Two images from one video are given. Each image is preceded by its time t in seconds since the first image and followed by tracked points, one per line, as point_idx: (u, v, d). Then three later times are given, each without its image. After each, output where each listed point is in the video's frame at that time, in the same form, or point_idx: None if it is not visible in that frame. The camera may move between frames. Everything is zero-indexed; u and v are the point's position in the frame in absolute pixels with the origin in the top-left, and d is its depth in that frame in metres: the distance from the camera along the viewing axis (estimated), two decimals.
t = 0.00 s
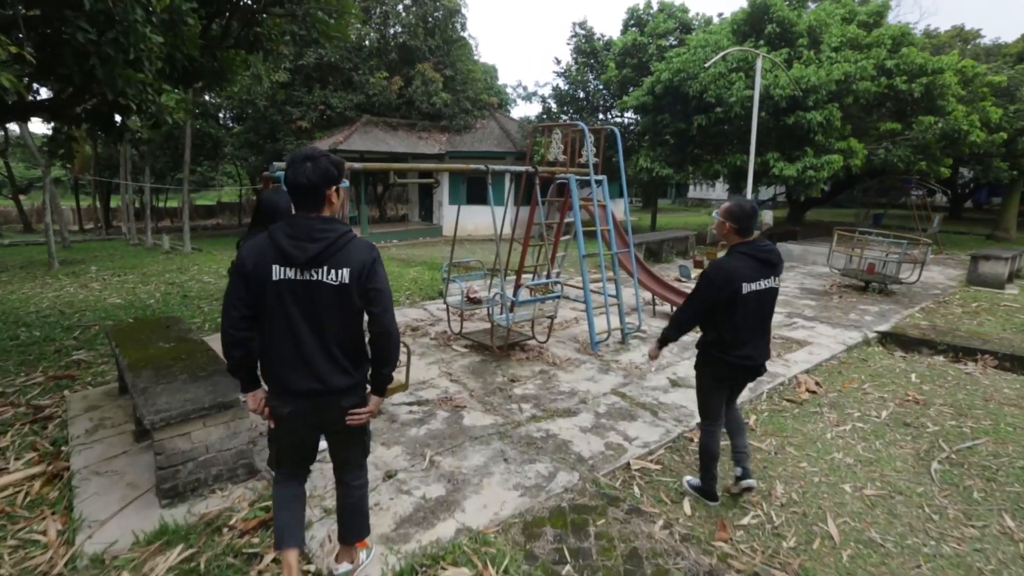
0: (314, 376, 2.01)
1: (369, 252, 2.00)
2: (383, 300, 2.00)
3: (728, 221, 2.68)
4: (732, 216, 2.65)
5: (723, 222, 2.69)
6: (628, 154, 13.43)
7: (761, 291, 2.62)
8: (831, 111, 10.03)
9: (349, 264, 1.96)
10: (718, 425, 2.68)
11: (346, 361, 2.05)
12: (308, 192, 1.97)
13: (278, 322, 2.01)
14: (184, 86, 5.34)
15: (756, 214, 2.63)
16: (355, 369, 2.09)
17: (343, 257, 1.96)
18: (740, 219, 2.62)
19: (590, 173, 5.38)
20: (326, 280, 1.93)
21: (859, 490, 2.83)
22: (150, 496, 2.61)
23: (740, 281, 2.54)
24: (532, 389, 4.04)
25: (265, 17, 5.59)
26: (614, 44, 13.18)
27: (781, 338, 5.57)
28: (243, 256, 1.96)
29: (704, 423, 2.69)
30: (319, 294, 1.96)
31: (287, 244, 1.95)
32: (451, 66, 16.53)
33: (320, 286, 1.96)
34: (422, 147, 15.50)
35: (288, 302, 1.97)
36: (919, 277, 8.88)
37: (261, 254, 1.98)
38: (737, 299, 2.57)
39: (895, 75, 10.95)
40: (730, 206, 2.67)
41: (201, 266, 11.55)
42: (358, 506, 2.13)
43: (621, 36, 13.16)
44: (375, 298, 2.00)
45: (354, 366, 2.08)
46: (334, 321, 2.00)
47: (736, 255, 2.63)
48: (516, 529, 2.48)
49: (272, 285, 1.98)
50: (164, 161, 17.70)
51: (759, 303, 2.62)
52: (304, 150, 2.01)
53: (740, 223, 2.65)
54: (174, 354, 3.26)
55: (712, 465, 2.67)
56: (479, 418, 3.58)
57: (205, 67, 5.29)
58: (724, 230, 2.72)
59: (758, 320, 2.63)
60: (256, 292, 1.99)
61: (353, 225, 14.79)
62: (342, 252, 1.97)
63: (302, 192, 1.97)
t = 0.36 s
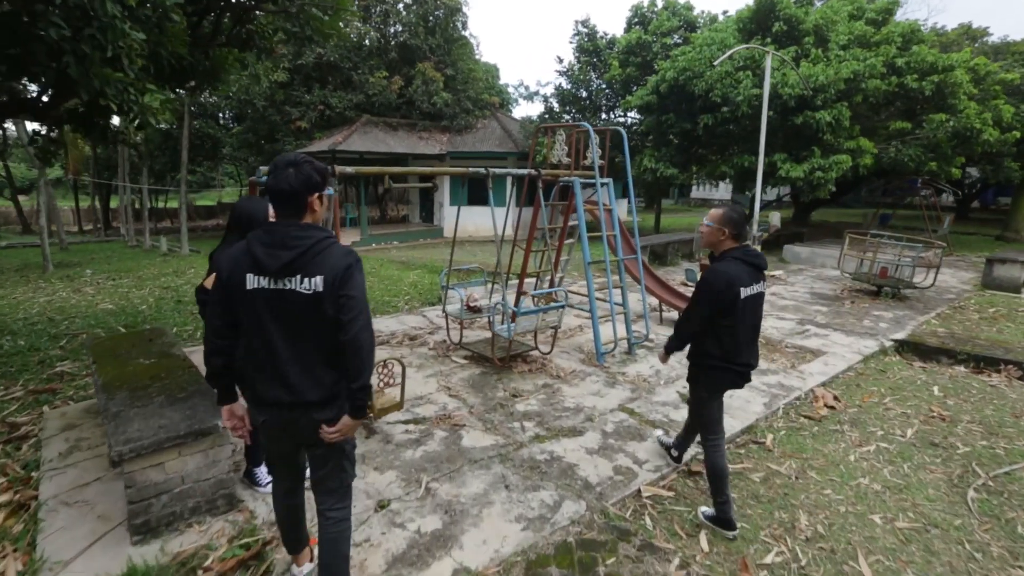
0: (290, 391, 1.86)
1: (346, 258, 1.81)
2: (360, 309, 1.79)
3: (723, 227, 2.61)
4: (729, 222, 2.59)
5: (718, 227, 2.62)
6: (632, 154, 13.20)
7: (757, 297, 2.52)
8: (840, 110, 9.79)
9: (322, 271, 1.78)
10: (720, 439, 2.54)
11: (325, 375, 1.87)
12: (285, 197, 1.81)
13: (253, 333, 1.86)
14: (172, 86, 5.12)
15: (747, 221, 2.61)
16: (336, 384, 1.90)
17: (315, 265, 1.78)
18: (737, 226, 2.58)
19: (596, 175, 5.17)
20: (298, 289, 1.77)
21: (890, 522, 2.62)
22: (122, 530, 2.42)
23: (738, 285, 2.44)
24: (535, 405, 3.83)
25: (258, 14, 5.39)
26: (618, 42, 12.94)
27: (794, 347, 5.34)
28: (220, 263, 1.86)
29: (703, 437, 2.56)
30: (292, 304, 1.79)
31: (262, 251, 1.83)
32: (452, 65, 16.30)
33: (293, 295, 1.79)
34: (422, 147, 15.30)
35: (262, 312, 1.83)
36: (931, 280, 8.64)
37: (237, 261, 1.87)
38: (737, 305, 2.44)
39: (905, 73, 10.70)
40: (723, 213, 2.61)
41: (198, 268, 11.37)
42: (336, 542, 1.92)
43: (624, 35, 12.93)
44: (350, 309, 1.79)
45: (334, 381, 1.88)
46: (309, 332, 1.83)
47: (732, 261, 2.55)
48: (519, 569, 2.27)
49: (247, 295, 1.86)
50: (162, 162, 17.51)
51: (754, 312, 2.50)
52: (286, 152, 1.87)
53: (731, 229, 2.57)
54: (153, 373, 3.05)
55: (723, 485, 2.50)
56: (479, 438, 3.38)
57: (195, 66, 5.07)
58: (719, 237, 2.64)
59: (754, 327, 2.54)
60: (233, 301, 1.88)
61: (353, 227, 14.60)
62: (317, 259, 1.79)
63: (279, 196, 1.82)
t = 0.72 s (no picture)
0: (256, 399, 1.88)
1: (302, 269, 1.78)
2: (312, 320, 1.77)
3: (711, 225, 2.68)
4: (716, 220, 2.66)
5: (707, 226, 2.67)
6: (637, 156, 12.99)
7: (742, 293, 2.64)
8: (850, 110, 9.56)
9: (277, 280, 1.78)
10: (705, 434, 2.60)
11: (291, 384, 1.88)
12: (254, 205, 1.84)
13: (223, 341, 1.92)
14: (162, 85, 4.93)
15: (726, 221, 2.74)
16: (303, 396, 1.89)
17: (270, 275, 1.78)
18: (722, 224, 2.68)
19: (602, 178, 4.97)
20: (254, 299, 1.80)
21: (925, 557, 2.41)
22: (90, 564, 2.23)
23: (733, 279, 2.53)
24: (538, 420, 3.63)
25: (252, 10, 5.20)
26: (622, 41, 12.73)
27: (807, 357, 5.13)
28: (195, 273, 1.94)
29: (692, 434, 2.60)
30: (250, 314, 1.82)
31: (224, 261, 1.87)
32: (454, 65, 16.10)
33: (251, 306, 1.82)
34: (424, 148, 15.13)
35: (227, 321, 1.88)
36: (945, 284, 8.40)
37: (207, 272, 1.93)
38: (734, 298, 2.54)
39: (916, 72, 10.46)
40: (709, 210, 2.67)
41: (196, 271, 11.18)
42: (338, 525, 1.97)
43: (629, 34, 12.72)
44: (303, 319, 1.77)
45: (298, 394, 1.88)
46: (269, 342, 1.84)
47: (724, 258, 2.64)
48: None
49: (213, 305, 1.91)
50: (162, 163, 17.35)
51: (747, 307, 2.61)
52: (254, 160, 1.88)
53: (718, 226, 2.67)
54: (131, 390, 2.86)
55: (711, 481, 2.47)
56: (480, 457, 3.18)
57: (187, 66, 4.89)
58: (708, 236, 2.69)
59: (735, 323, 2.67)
60: (208, 309, 1.95)
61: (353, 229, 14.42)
62: (272, 269, 1.79)
63: (246, 206, 1.85)
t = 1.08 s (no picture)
0: (250, 409, 1.80)
1: (300, 277, 1.68)
2: (308, 332, 1.66)
3: (707, 220, 2.68)
4: (709, 214, 2.67)
5: (704, 220, 2.68)
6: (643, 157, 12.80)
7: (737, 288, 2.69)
8: (862, 110, 9.35)
9: (276, 288, 1.69)
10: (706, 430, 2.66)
11: (287, 397, 1.78)
12: (262, 209, 1.75)
13: (223, 347, 1.85)
14: (155, 85, 4.79)
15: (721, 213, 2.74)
16: (302, 409, 1.80)
17: (270, 281, 1.70)
18: (715, 217, 2.69)
19: (610, 180, 4.80)
20: (254, 306, 1.72)
21: None
22: None
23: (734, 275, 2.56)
24: (543, 435, 3.45)
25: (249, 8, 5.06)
26: (628, 41, 12.57)
27: (823, 366, 4.92)
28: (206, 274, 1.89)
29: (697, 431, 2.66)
30: (250, 322, 1.74)
31: (229, 265, 1.80)
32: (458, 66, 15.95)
33: (251, 313, 1.74)
34: (427, 150, 14.99)
35: (228, 328, 1.81)
36: (961, 288, 8.18)
37: (213, 275, 1.87)
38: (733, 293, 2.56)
39: (929, 71, 10.25)
40: (704, 206, 2.69)
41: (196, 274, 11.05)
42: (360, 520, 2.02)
43: (635, 33, 12.54)
44: (299, 329, 1.67)
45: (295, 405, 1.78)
46: (267, 351, 1.76)
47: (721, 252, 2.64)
48: None
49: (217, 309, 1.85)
50: (165, 165, 17.27)
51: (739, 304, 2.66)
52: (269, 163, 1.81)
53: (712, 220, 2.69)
54: (113, 405, 2.71)
55: (703, 464, 2.67)
56: (482, 476, 3.00)
57: (183, 65, 4.76)
58: (705, 229, 2.69)
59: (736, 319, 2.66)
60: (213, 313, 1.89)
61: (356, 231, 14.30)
62: (272, 275, 1.70)
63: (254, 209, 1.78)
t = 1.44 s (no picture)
0: (306, 403, 1.84)
1: (364, 279, 1.73)
2: (374, 331, 1.72)
3: (685, 225, 2.63)
4: (687, 219, 2.62)
5: (680, 225, 2.65)
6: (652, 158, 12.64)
7: (728, 293, 2.59)
8: (878, 110, 9.16)
9: (340, 286, 1.73)
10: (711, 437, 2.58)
11: (343, 392, 1.82)
12: (328, 210, 1.80)
13: (280, 341, 1.88)
14: (158, 84, 4.71)
15: (707, 216, 2.63)
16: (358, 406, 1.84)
17: (335, 280, 1.73)
18: (695, 221, 2.61)
19: (621, 181, 4.66)
20: (316, 303, 1.76)
21: None
22: None
23: (708, 283, 2.49)
24: (552, 446, 3.32)
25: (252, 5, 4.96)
26: (637, 41, 12.42)
27: (840, 374, 4.76)
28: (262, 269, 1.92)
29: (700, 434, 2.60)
30: (312, 318, 1.78)
31: (290, 261, 1.83)
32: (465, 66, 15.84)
33: (313, 310, 1.78)
34: (434, 150, 14.91)
35: (287, 322, 1.85)
36: (980, 292, 7.98)
37: (271, 270, 1.89)
38: (708, 301, 2.50)
39: (946, 70, 10.04)
40: (683, 210, 2.63)
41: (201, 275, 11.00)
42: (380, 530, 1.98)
43: (644, 33, 12.39)
44: (364, 327, 1.72)
45: (352, 400, 1.82)
46: (326, 347, 1.80)
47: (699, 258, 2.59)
48: None
49: (274, 304, 1.88)
50: (172, 166, 17.27)
51: (725, 308, 2.56)
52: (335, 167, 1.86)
53: (696, 225, 2.62)
54: (104, 415, 2.59)
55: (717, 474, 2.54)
56: (487, 490, 2.87)
57: (185, 64, 4.67)
58: (683, 235, 2.67)
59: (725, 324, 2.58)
60: (268, 307, 1.91)
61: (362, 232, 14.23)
62: (336, 276, 1.74)
63: (321, 210, 1.82)
